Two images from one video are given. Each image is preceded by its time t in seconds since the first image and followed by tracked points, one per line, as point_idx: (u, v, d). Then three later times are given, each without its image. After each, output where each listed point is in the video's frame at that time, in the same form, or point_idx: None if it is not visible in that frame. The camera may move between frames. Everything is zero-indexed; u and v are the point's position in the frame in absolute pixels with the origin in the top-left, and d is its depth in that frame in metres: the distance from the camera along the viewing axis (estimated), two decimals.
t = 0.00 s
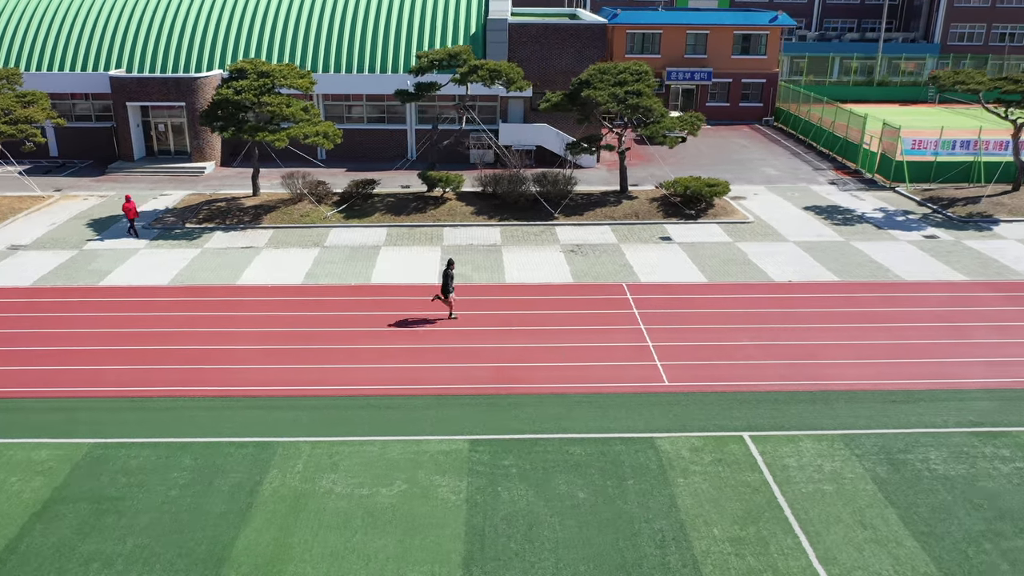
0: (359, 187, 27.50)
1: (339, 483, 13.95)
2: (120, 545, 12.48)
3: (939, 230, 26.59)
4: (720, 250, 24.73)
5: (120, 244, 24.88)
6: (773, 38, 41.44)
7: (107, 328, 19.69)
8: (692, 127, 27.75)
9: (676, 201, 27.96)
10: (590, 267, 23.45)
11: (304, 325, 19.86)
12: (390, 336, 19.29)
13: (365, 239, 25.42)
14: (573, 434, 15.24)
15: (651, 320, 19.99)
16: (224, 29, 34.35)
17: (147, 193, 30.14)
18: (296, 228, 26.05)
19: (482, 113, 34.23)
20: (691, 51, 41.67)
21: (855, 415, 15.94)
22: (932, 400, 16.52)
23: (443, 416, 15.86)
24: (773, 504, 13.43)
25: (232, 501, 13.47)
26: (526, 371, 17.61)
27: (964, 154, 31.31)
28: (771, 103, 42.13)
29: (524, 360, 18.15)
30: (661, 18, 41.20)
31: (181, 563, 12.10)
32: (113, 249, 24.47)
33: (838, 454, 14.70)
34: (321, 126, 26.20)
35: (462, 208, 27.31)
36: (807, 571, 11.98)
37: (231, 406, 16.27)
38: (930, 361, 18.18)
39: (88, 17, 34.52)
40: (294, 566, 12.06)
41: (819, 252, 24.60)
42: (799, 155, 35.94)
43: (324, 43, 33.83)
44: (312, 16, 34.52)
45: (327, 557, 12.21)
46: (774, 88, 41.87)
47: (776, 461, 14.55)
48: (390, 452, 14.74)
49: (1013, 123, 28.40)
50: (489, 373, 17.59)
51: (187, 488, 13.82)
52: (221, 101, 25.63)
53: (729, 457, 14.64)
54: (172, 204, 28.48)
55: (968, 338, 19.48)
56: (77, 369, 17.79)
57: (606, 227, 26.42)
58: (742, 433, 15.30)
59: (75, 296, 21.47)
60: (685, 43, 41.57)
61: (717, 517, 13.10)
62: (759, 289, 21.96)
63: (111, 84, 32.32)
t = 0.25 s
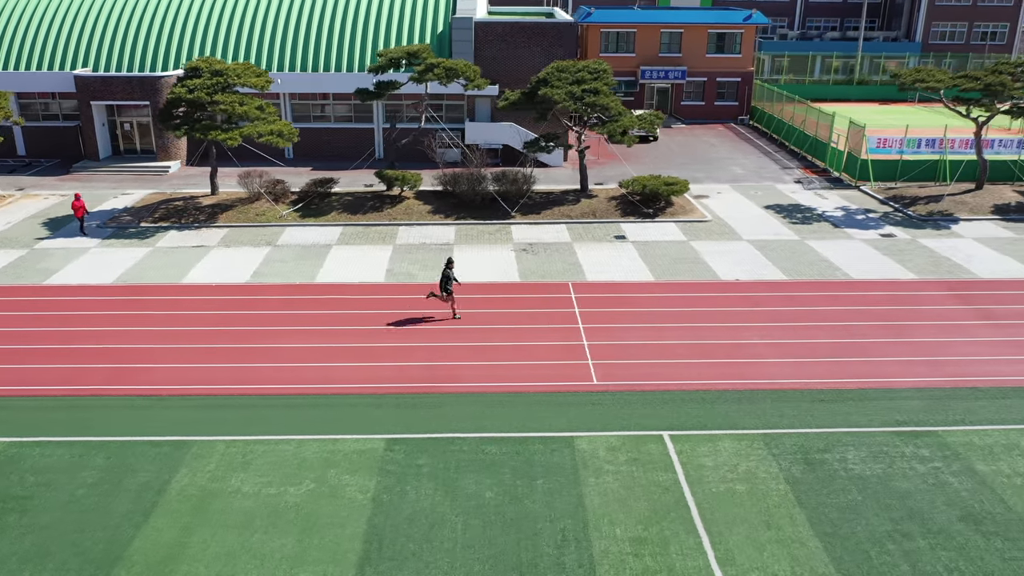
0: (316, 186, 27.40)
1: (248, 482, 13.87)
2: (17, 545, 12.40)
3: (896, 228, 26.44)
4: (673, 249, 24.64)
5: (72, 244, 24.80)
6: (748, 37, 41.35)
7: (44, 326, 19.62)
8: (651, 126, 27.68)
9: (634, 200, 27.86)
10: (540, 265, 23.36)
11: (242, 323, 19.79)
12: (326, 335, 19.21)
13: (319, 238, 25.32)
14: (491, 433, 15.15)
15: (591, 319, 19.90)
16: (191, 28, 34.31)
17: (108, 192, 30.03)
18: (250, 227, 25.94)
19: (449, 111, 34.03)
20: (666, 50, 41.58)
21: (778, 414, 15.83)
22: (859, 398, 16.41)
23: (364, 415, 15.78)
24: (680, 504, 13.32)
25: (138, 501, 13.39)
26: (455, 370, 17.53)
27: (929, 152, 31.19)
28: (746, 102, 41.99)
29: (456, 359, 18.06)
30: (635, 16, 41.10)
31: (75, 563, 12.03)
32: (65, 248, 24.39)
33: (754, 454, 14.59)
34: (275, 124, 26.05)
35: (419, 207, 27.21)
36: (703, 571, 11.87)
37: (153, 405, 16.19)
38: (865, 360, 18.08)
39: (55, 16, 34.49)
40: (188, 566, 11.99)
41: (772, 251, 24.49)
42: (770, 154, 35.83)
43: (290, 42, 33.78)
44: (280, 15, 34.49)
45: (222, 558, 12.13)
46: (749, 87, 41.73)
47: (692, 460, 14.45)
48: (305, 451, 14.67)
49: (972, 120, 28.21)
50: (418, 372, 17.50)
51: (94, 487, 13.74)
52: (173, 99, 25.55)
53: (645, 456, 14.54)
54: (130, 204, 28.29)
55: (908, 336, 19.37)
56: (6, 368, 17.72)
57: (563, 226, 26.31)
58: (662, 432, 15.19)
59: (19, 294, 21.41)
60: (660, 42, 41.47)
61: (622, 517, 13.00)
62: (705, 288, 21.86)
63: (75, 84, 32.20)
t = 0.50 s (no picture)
0: (260, 185, 27.26)
1: (131, 481, 13.80)
2: None
3: (842, 228, 26.28)
4: (612, 249, 24.51)
5: (12, 242, 24.72)
6: (716, 36, 41.19)
7: None
8: (598, 126, 27.50)
9: (581, 199, 27.70)
10: (475, 264, 23.24)
11: (162, 321, 19.69)
12: (243, 333, 19.12)
13: (259, 236, 25.19)
14: (386, 433, 15.05)
15: (513, 318, 19.77)
16: (150, 26, 34.25)
17: (59, 190, 29.95)
18: (192, 226, 25.81)
19: (408, 111, 33.91)
20: (634, 49, 41.47)
21: (680, 414, 15.70)
22: (765, 398, 16.26)
23: (263, 414, 15.71)
24: (560, 505, 13.21)
25: (17, 499, 13.33)
26: (365, 368, 17.43)
27: (885, 152, 31.14)
28: (714, 102, 41.83)
29: (369, 358, 17.94)
30: (602, 15, 40.98)
31: None
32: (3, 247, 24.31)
33: (647, 455, 14.47)
34: (216, 122, 25.90)
35: (364, 206, 27.09)
36: (567, 572, 11.75)
37: (55, 403, 16.13)
38: (781, 360, 17.93)
39: (15, 15, 34.49)
40: (51, 565, 11.92)
41: (712, 251, 24.32)
42: (732, 154, 35.66)
43: (248, 41, 33.73)
44: (238, 14, 34.45)
45: (88, 557, 12.07)
46: (717, 87, 41.62)
47: (582, 461, 14.33)
48: (195, 451, 14.60)
49: (920, 117, 28.00)
50: (328, 371, 17.42)
51: None
52: (113, 97, 25.49)
53: (536, 456, 14.43)
54: (79, 202, 28.22)
55: (830, 335, 19.22)
56: None
57: (507, 225, 26.18)
58: (558, 432, 15.07)
59: None
60: (627, 41, 41.36)
61: (498, 518, 12.90)
62: (636, 287, 21.70)
63: (30, 82, 32.22)
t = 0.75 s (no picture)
0: (207, 184, 27.17)
1: (21, 481, 13.74)
2: None
3: (790, 228, 26.15)
4: (555, 248, 24.39)
5: None
6: (685, 35, 41.08)
7: None
8: (548, 125, 27.35)
9: (531, 198, 27.56)
10: (413, 264, 23.11)
11: (87, 320, 19.61)
12: (166, 332, 19.02)
13: (202, 236, 25.09)
14: (286, 433, 14.98)
15: (440, 317, 19.65)
16: (109, 26, 34.15)
17: (13, 189, 29.89)
18: (137, 226, 25.71)
19: (369, 110, 33.39)
20: (602, 49, 41.39)
21: (587, 414, 15.59)
22: (676, 398, 16.15)
23: (168, 414, 15.63)
24: (447, 507, 13.12)
25: None
26: (280, 368, 17.34)
27: (842, 151, 31.00)
28: (684, 102, 41.72)
29: (287, 358, 17.85)
30: (570, 15, 40.88)
31: None
32: None
33: (545, 456, 14.37)
34: (162, 122, 25.76)
35: (312, 205, 26.97)
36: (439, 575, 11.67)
37: None
38: (700, 361, 17.82)
39: None
40: None
41: (655, 251, 24.19)
42: (695, 154, 35.52)
43: (207, 40, 33.62)
44: (198, 13, 34.36)
45: None
46: (686, 87, 41.50)
47: (479, 462, 14.25)
48: (92, 451, 14.53)
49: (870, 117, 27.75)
50: (243, 371, 17.33)
51: None
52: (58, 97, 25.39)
53: (432, 457, 14.35)
54: (33, 199, 28.35)
55: (755, 335, 19.10)
56: None
57: (453, 224, 26.05)
58: (460, 432, 14.98)
59: None
60: (596, 41, 41.24)
61: (382, 519, 12.82)
62: (571, 287, 21.55)
63: None
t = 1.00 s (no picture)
0: (150, 185, 27.09)
1: None
2: None
3: (733, 230, 26.02)
4: (492, 250, 24.27)
5: None
6: (650, 36, 41.01)
7: None
8: (494, 127, 27.23)
9: (477, 200, 27.44)
10: (346, 266, 23.01)
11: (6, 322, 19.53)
12: (82, 334, 18.93)
13: (141, 237, 25.01)
14: (179, 437, 14.90)
15: (361, 319, 19.57)
16: (64, 24, 33.97)
17: None
18: (77, 227, 25.65)
19: (325, 111, 33.22)
20: (568, 50, 41.28)
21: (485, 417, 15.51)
22: (578, 402, 16.06)
23: (65, 416, 15.56)
24: (324, 512, 13.04)
25: None
26: (190, 370, 17.29)
27: (795, 153, 30.87)
28: (651, 102, 41.44)
29: (197, 360, 17.76)
30: (536, 15, 40.76)
31: None
32: None
33: (434, 460, 14.29)
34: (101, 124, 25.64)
35: (255, 207, 26.88)
36: None
37: None
38: (614, 364, 17.72)
39: None
40: None
41: (592, 252, 24.08)
42: (655, 155, 35.39)
43: (161, 39, 33.28)
44: (154, 12, 34.17)
45: None
46: (653, 87, 41.30)
47: (366, 466, 14.18)
48: None
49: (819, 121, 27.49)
50: (151, 373, 17.25)
51: None
52: None
53: (321, 461, 14.27)
54: None
55: (674, 338, 19.00)
56: None
57: (395, 226, 25.95)
58: (353, 436, 14.92)
59: None
60: (562, 41, 41.14)
61: (256, 525, 12.75)
62: (500, 289, 21.46)
63: None
